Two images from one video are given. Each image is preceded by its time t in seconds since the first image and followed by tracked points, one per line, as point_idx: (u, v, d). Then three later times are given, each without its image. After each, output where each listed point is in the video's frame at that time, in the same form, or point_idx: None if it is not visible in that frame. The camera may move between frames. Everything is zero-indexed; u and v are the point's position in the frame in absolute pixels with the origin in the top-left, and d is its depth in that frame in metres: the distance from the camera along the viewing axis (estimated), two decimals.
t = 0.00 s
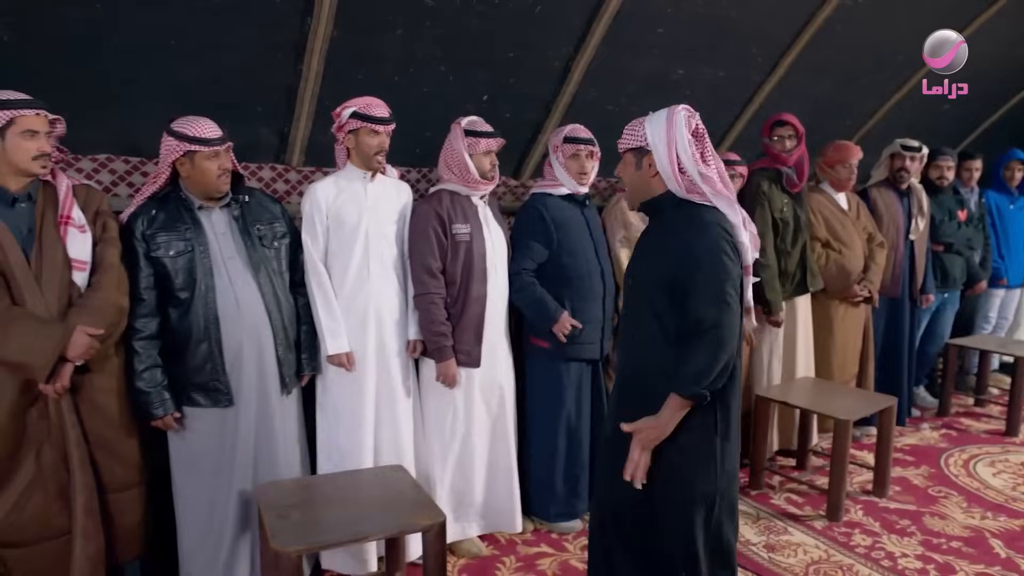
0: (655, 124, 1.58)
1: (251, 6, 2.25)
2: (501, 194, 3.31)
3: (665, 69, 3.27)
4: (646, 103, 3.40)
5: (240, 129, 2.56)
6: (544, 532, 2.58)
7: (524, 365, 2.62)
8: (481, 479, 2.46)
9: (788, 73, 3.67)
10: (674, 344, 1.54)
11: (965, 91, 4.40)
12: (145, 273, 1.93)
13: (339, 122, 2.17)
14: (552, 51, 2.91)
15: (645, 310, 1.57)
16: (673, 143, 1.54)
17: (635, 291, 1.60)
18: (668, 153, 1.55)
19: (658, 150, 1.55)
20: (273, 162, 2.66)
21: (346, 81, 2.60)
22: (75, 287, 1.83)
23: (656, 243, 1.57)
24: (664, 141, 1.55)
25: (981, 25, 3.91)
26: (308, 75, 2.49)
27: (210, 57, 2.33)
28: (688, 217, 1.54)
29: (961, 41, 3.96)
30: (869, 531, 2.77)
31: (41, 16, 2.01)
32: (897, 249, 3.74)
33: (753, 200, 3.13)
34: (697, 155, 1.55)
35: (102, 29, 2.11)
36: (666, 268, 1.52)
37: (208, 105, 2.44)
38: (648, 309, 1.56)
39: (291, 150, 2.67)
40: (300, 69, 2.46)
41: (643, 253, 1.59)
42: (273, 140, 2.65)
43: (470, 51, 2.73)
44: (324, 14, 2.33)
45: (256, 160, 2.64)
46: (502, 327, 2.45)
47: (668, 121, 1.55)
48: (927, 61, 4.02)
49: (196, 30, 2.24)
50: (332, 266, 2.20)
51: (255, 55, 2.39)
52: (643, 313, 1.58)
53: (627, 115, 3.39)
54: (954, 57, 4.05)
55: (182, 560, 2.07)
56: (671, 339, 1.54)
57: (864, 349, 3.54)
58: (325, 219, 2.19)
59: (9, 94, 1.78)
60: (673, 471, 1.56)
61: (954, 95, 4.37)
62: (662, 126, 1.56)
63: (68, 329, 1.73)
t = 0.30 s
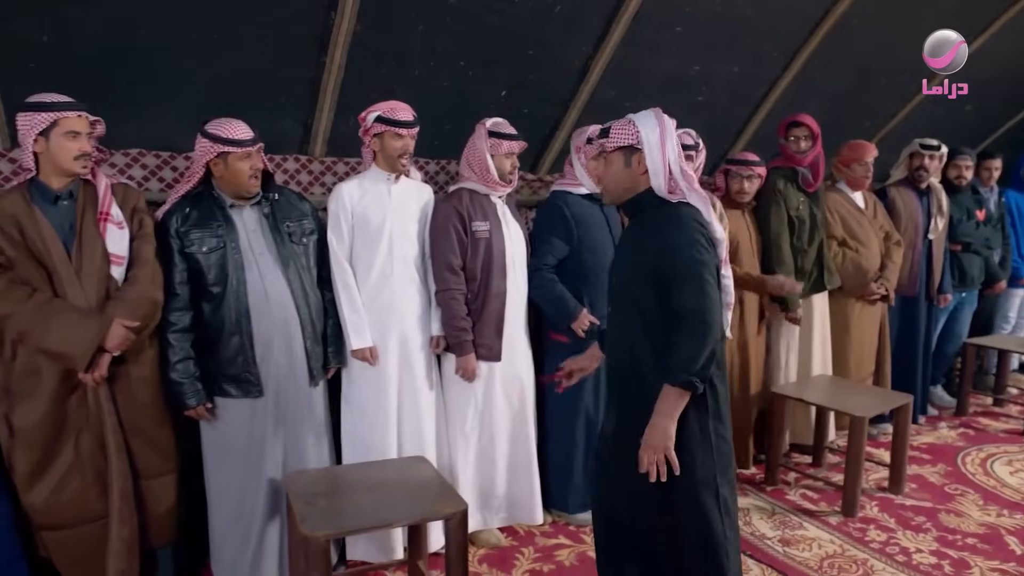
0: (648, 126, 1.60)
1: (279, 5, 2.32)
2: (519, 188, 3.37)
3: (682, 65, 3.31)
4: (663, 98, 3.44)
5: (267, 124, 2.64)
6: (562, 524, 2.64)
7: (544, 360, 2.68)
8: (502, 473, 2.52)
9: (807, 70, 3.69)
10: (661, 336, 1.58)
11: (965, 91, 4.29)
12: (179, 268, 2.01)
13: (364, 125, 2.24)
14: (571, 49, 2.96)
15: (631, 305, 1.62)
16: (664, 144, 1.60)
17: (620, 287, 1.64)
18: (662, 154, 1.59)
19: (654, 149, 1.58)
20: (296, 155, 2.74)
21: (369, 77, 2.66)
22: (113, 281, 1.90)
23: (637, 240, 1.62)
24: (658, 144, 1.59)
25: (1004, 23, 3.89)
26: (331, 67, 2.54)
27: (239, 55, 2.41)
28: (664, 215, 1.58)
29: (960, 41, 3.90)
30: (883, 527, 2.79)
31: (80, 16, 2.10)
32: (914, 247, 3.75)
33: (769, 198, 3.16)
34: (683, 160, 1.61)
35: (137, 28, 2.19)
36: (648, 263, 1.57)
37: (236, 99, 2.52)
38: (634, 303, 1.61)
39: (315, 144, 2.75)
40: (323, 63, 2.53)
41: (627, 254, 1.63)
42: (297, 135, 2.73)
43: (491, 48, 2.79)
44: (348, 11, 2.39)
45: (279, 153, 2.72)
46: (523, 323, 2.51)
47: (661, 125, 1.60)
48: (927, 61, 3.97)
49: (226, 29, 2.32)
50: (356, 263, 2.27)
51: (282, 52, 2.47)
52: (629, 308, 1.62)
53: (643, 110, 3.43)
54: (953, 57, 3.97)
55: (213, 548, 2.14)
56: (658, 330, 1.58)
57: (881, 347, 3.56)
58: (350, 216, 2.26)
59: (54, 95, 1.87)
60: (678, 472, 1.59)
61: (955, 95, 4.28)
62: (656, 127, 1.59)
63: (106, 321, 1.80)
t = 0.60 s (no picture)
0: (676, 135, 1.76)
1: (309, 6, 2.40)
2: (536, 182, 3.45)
3: (698, 62, 3.36)
4: (679, 94, 3.50)
5: (294, 120, 2.74)
6: (580, 515, 2.71)
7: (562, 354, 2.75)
8: (526, 466, 2.58)
9: (823, 67, 3.72)
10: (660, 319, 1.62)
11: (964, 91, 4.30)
12: (214, 264, 2.10)
13: (390, 127, 2.32)
14: (590, 47, 3.03)
15: (629, 289, 1.65)
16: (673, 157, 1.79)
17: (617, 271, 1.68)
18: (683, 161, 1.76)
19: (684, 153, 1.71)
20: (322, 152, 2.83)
21: (393, 76, 2.74)
22: (152, 275, 2.00)
23: (636, 227, 1.65)
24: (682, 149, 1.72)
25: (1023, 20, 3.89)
26: (357, 67, 2.63)
27: (268, 54, 2.50)
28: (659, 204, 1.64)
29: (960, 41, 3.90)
30: (898, 521, 2.83)
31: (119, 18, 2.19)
32: (932, 246, 3.77)
33: (786, 198, 3.20)
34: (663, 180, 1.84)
35: (174, 29, 2.29)
36: (650, 248, 1.61)
37: (265, 97, 2.62)
38: (633, 287, 1.64)
39: (339, 139, 2.84)
40: (349, 63, 2.61)
41: (622, 241, 1.66)
42: (323, 131, 2.83)
43: (511, 47, 2.86)
44: (374, 15, 2.47)
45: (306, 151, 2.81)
46: (542, 317, 2.58)
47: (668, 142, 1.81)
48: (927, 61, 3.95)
49: (257, 30, 2.41)
50: (382, 259, 2.35)
51: (310, 52, 2.55)
52: (628, 292, 1.66)
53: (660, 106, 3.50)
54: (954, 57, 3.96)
55: (243, 529, 2.24)
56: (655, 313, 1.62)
57: (896, 344, 3.60)
58: (375, 214, 2.34)
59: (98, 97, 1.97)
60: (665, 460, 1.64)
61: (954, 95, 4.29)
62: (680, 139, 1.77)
63: (145, 314, 1.88)
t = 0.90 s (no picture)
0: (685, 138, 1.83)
1: (330, 14, 2.48)
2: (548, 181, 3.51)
3: (710, 65, 3.41)
4: (689, 99, 3.55)
5: (314, 124, 2.82)
6: (590, 506, 2.77)
7: (573, 350, 2.82)
8: (536, 457, 2.65)
9: (834, 69, 3.76)
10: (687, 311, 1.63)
11: (965, 91, 4.31)
12: (238, 260, 2.18)
13: (406, 125, 2.40)
14: (603, 54, 3.09)
15: (653, 282, 1.65)
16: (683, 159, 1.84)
17: (639, 264, 1.67)
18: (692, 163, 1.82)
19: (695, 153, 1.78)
20: (339, 152, 2.90)
21: (410, 81, 2.82)
22: (179, 270, 2.08)
23: (661, 220, 1.66)
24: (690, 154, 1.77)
25: None
26: (375, 73, 2.71)
27: (290, 61, 2.58)
28: (676, 203, 1.66)
29: (960, 43, 3.90)
30: (904, 514, 2.88)
31: (148, 28, 2.28)
32: (941, 244, 3.80)
33: (795, 196, 3.24)
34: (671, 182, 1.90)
35: (201, 38, 2.37)
36: (679, 241, 1.63)
37: (287, 101, 2.70)
38: (656, 280, 1.65)
39: (357, 142, 2.92)
40: (367, 69, 2.69)
41: (642, 235, 1.67)
42: (341, 133, 2.91)
43: (526, 54, 2.93)
44: (393, 23, 2.55)
45: (325, 151, 2.89)
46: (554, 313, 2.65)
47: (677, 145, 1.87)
48: (926, 61, 3.95)
49: (280, 38, 2.49)
50: (398, 255, 2.42)
51: (330, 58, 2.63)
52: (652, 286, 1.65)
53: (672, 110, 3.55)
54: (954, 57, 3.97)
55: (264, 516, 2.31)
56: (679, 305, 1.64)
57: (904, 342, 3.63)
58: (392, 211, 2.41)
59: (129, 99, 2.05)
60: (683, 459, 1.66)
61: (954, 95, 4.28)
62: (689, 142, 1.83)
63: (173, 307, 1.96)
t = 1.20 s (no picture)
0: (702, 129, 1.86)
1: (345, 23, 2.57)
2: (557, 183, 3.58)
3: (717, 70, 3.46)
4: (697, 104, 3.60)
5: (330, 129, 2.90)
6: (597, 497, 2.84)
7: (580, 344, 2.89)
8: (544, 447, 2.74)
9: (840, 72, 3.81)
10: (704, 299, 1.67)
11: (965, 91, 4.30)
12: (257, 254, 2.26)
13: (418, 124, 2.48)
14: (612, 59, 3.16)
15: (672, 273, 1.70)
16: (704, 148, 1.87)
17: (659, 257, 1.72)
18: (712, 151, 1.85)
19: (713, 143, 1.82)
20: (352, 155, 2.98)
21: (423, 87, 2.90)
22: (202, 264, 2.17)
23: (679, 213, 1.73)
24: (711, 151, 1.82)
25: None
26: (388, 79, 2.79)
27: (308, 68, 2.66)
28: (693, 199, 1.72)
29: (959, 42, 3.92)
30: (905, 506, 2.93)
31: (172, 38, 2.37)
32: (946, 242, 3.84)
33: (800, 194, 3.29)
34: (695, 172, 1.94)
35: (222, 47, 2.46)
36: (694, 232, 1.69)
37: (304, 107, 2.78)
38: (675, 271, 1.70)
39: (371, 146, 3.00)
40: (381, 75, 2.77)
41: (663, 227, 1.74)
42: (355, 137, 2.98)
43: (536, 60, 3.00)
44: (405, 33, 2.64)
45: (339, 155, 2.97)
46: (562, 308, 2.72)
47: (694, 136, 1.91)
48: (926, 61, 3.97)
49: (298, 46, 2.58)
50: (410, 250, 2.50)
51: (347, 64, 2.72)
52: (671, 277, 1.70)
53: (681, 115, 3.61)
54: (954, 57, 4.00)
55: (281, 502, 2.40)
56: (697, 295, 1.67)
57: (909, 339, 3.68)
58: (405, 208, 2.49)
59: (153, 100, 2.13)
60: (701, 454, 1.70)
61: (954, 95, 4.28)
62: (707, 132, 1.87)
63: (197, 300, 2.06)
